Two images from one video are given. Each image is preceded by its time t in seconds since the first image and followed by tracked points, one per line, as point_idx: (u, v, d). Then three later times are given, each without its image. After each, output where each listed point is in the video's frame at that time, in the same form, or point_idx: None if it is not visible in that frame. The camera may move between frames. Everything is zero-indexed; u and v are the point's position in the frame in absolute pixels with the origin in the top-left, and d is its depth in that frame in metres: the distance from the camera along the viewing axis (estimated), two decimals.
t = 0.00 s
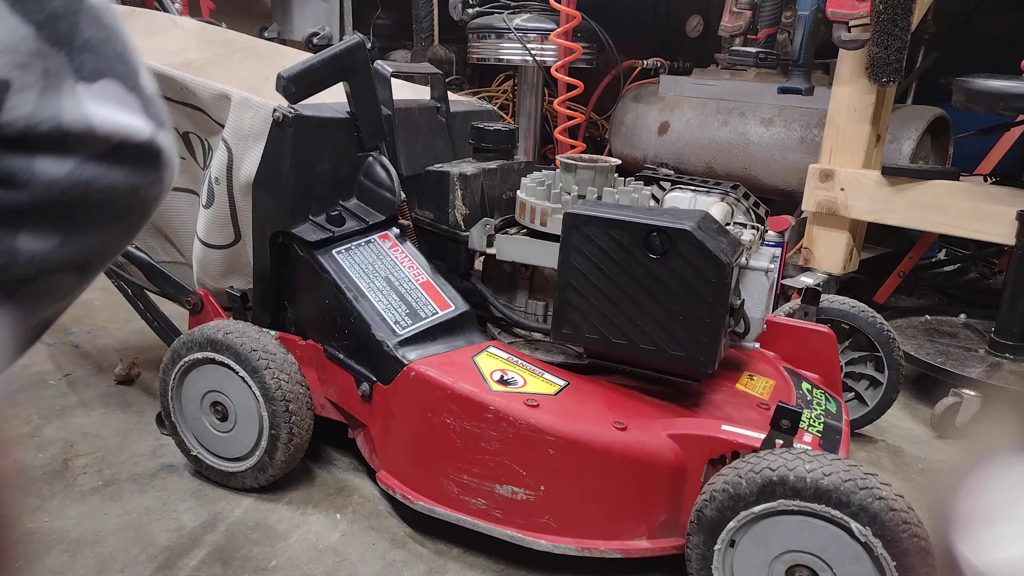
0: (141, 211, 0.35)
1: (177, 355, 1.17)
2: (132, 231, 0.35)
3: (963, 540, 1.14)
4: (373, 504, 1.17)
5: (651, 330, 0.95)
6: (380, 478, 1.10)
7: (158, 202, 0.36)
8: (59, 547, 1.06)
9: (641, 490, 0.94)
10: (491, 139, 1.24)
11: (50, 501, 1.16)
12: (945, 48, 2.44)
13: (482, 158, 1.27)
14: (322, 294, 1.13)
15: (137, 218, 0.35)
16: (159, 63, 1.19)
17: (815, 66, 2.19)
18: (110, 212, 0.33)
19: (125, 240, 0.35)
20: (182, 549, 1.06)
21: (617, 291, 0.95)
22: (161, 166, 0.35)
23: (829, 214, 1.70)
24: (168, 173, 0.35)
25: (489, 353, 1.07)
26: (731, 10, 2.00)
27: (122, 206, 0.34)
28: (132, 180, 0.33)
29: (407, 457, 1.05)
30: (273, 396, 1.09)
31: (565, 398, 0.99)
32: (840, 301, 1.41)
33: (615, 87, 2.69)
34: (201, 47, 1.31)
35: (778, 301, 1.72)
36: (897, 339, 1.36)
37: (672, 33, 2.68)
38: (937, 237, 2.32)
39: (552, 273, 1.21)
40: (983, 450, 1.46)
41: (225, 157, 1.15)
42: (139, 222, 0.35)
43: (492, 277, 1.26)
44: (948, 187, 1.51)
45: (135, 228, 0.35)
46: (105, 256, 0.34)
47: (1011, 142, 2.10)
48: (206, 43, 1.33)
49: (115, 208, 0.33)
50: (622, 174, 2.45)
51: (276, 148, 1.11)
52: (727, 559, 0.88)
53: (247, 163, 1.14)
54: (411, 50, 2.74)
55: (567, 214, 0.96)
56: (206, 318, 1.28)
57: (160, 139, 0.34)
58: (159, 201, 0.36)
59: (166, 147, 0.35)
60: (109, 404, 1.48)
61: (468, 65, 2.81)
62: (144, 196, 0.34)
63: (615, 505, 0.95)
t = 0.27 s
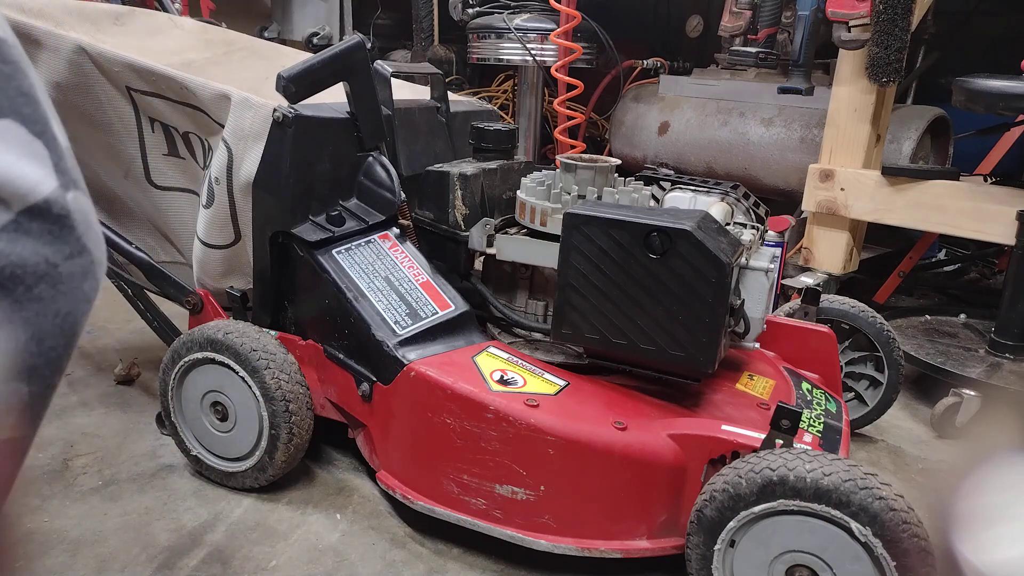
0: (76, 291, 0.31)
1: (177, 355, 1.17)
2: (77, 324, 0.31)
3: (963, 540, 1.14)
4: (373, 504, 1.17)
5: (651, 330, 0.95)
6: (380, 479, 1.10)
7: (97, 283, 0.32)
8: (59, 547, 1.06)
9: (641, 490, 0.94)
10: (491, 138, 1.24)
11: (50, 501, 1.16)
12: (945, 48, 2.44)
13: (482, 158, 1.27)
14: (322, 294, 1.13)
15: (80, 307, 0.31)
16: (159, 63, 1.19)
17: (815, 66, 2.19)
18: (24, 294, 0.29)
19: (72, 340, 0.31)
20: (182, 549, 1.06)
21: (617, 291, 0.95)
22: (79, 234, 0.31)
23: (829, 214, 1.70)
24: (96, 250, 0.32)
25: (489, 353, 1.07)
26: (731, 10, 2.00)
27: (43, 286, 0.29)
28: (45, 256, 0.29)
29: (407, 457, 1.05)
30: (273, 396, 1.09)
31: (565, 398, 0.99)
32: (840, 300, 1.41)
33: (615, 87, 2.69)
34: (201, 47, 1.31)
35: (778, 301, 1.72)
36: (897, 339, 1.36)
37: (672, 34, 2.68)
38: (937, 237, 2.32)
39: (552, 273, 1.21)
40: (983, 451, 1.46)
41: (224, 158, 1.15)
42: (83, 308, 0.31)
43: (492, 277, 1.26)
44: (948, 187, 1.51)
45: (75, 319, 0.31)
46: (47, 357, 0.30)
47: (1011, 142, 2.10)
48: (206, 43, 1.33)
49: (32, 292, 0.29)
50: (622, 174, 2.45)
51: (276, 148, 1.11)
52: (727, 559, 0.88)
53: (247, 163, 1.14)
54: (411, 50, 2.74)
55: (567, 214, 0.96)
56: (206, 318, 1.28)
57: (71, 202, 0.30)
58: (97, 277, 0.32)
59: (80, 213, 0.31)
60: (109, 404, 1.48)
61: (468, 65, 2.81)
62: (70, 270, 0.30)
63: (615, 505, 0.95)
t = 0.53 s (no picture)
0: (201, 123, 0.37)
1: (177, 355, 1.17)
2: (195, 149, 0.38)
3: (963, 540, 1.14)
4: (373, 504, 1.17)
5: (651, 330, 0.95)
6: (380, 479, 1.10)
7: (214, 119, 0.38)
8: (59, 547, 1.06)
9: (641, 490, 0.94)
10: (491, 139, 1.24)
11: (50, 501, 1.16)
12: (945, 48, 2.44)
13: (482, 158, 1.27)
14: (322, 294, 1.13)
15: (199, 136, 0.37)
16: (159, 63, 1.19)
17: (815, 66, 2.19)
18: (162, 118, 0.35)
19: (190, 160, 0.38)
20: (182, 549, 1.06)
21: (617, 291, 0.95)
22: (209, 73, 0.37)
23: (829, 214, 1.70)
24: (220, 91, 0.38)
25: (489, 353, 1.07)
26: (731, 10, 2.00)
27: (176, 113, 0.36)
28: (180, 86, 0.35)
29: (408, 457, 1.05)
30: (273, 396, 1.09)
31: (565, 398, 0.99)
32: (840, 301, 1.41)
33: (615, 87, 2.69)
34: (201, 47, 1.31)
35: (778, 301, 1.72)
36: (897, 339, 1.36)
37: (672, 33, 2.68)
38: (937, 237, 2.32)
39: (552, 273, 1.21)
40: (983, 450, 1.46)
41: (225, 158, 1.15)
42: (200, 137, 0.38)
43: (492, 277, 1.25)
44: (948, 187, 1.51)
45: (197, 141, 0.37)
46: (169, 172, 0.37)
47: (1011, 142, 2.10)
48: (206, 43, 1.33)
49: (167, 115, 0.35)
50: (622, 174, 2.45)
51: (276, 148, 1.11)
52: (727, 559, 0.88)
53: (247, 163, 1.14)
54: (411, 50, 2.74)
55: (567, 214, 0.96)
56: (206, 318, 1.28)
57: (200, 44, 0.36)
58: (217, 115, 0.38)
59: (207, 54, 0.37)
60: (109, 404, 1.48)
61: (468, 65, 2.80)
62: (200, 104, 0.37)
63: (615, 505, 0.95)
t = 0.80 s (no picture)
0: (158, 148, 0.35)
1: (177, 355, 1.17)
2: (151, 172, 0.36)
3: (963, 540, 1.14)
4: (373, 504, 1.17)
5: (651, 330, 0.95)
6: (380, 479, 1.10)
7: (170, 143, 0.36)
8: (59, 547, 1.06)
9: (641, 490, 0.94)
10: (491, 139, 1.24)
11: (50, 501, 1.16)
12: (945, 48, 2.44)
13: (482, 158, 1.27)
14: (322, 294, 1.13)
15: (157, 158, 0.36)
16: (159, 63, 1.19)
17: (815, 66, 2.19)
18: (118, 148, 0.33)
19: (145, 182, 0.36)
20: (182, 548, 1.06)
21: (617, 291, 0.95)
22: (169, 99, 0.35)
23: (829, 214, 1.70)
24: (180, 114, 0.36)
25: (489, 353, 1.07)
26: (731, 10, 2.00)
27: (130, 143, 0.34)
28: (136, 117, 0.33)
29: (408, 457, 1.05)
30: (273, 396, 1.09)
31: (565, 399, 0.99)
32: (840, 301, 1.41)
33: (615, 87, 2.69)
34: (201, 47, 1.31)
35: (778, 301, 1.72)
36: (897, 339, 1.36)
37: (672, 34, 2.68)
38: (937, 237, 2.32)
39: (552, 273, 1.21)
40: (983, 450, 1.46)
41: (225, 158, 1.15)
42: (155, 163, 0.36)
43: (492, 276, 1.25)
44: (948, 187, 1.52)
45: (152, 166, 0.36)
46: (122, 200, 0.35)
47: (1011, 142, 2.10)
48: (206, 43, 1.33)
49: (123, 146, 0.33)
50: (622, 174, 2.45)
51: (276, 148, 1.11)
52: (727, 559, 0.88)
53: (247, 163, 1.14)
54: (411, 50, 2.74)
55: (567, 214, 0.96)
56: (206, 318, 1.28)
57: (161, 74, 0.34)
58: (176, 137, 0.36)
59: (166, 80, 0.35)
60: (109, 404, 1.48)
61: (468, 65, 2.80)
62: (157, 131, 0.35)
63: (616, 505, 0.95)
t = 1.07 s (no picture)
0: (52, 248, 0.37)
1: (177, 355, 1.17)
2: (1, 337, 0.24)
3: (963, 540, 1.14)
4: (373, 504, 1.17)
5: (651, 331, 0.95)
6: (380, 478, 1.10)
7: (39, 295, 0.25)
8: (59, 547, 1.06)
9: (641, 490, 0.94)
10: (491, 138, 1.24)
11: (50, 501, 1.16)
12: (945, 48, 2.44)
13: (482, 158, 1.27)
14: (322, 294, 1.13)
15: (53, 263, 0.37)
16: (159, 63, 1.19)
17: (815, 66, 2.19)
18: None
19: None
20: (182, 548, 1.06)
21: (617, 291, 0.95)
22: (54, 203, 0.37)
23: (829, 214, 1.70)
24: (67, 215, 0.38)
25: (489, 353, 1.07)
26: (731, 10, 2.00)
27: None
28: None
29: (408, 457, 1.05)
30: (273, 396, 1.09)
31: (565, 399, 0.99)
32: (840, 301, 1.41)
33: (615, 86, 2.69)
34: (201, 47, 1.31)
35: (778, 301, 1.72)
36: (897, 339, 1.36)
37: (672, 33, 2.68)
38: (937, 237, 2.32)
39: (552, 273, 1.21)
40: (983, 450, 1.46)
41: (225, 158, 1.15)
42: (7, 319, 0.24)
43: (492, 277, 1.25)
44: (948, 187, 1.51)
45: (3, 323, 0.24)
46: None
47: (1011, 142, 2.10)
48: (206, 43, 1.33)
49: None
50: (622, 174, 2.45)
51: (276, 148, 1.11)
52: (727, 559, 0.88)
53: (247, 163, 1.14)
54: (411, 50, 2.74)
55: (567, 214, 0.96)
56: (206, 318, 1.28)
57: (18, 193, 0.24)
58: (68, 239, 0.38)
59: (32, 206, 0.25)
60: (110, 404, 1.48)
61: (468, 65, 2.80)
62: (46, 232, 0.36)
63: (616, 505, 0.95)
